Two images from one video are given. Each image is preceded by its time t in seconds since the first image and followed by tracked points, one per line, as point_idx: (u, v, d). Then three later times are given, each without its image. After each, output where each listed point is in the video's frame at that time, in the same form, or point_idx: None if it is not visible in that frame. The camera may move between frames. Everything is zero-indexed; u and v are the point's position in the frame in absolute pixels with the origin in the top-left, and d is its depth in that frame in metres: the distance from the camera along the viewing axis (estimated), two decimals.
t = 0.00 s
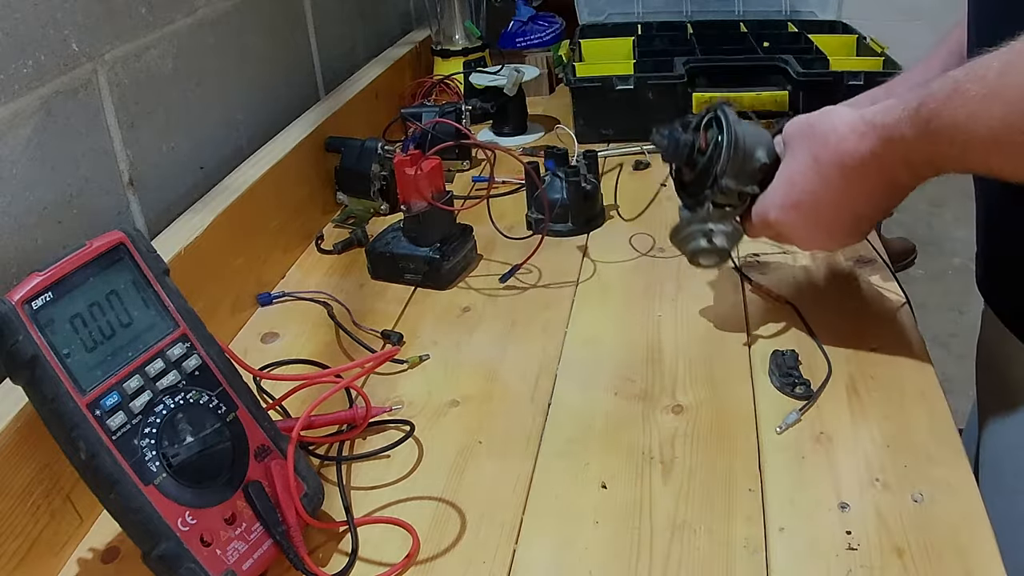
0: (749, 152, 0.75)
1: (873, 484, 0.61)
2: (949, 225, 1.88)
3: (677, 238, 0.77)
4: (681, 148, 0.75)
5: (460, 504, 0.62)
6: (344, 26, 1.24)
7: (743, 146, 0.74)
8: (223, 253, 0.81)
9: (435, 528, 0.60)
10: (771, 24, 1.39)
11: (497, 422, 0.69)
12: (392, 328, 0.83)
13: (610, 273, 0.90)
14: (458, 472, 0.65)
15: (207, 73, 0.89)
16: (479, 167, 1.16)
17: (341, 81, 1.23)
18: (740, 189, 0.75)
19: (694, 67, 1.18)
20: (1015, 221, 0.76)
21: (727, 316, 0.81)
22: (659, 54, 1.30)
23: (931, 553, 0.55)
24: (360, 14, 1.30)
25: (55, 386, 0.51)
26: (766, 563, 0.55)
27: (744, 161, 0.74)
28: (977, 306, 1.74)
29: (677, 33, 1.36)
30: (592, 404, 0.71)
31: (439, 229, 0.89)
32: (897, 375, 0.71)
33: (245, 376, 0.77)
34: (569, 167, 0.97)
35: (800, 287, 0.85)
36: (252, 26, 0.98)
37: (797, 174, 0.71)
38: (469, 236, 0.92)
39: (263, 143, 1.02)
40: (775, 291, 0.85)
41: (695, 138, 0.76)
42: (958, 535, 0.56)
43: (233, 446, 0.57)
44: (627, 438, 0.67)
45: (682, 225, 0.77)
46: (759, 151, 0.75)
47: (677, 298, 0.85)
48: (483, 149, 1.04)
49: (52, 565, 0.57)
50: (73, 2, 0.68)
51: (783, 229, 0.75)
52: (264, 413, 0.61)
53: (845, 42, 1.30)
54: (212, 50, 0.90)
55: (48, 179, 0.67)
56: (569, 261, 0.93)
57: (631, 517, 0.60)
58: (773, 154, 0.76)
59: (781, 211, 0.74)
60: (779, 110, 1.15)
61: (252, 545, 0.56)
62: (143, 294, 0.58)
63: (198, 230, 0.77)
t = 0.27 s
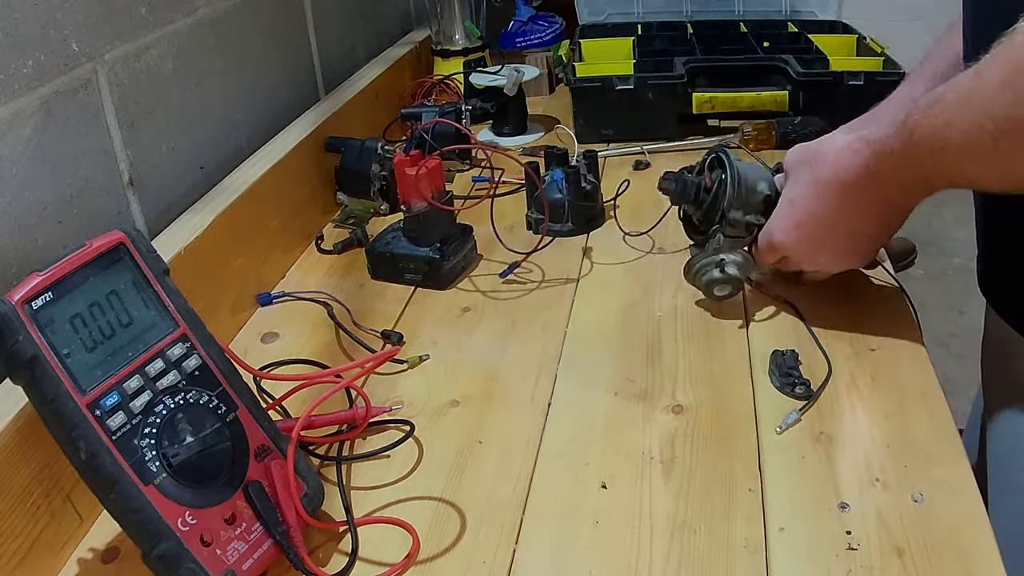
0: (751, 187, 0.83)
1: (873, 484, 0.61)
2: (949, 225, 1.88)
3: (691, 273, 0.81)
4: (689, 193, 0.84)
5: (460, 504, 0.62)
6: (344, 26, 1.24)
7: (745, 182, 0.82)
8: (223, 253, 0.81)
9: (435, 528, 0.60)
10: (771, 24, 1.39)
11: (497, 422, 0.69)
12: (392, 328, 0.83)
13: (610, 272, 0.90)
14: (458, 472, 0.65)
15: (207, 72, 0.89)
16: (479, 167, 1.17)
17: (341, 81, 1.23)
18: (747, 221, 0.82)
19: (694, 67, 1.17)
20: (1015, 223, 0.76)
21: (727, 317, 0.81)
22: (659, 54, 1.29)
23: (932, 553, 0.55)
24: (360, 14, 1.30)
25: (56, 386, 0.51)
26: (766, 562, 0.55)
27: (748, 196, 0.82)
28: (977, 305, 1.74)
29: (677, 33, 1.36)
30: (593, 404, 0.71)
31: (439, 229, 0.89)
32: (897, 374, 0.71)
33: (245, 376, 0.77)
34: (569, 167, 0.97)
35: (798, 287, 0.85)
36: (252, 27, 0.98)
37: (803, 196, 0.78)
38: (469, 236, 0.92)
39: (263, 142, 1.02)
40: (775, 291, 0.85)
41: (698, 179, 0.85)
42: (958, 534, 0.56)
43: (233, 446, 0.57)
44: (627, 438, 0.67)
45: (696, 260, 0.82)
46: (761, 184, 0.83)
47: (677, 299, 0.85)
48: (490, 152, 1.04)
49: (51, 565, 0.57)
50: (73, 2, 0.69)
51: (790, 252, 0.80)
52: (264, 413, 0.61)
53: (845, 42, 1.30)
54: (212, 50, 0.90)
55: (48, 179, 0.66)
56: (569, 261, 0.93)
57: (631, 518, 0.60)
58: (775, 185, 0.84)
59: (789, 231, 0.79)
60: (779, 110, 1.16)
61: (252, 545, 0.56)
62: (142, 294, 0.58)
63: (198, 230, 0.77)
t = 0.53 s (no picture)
0: (732, 184, 0.86)
1: (873, 484, 0.61)
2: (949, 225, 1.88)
3: (690, 274, 0.82)
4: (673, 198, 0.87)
5: (460, 504, 0.62)
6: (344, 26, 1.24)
7: (726, 180, 0.86)
8: (223, 253, 0.81)
9: (435, 528, 0.60)
10: (771, 24, 1.39)
11: (497, 422, 0.69)
12: (392, 328, 0.83)
13: (610, 272, 0.90)
14: (458, 472, 0.65)
15: (207, 72, 0.89)
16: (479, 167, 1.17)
17: (341, 81, 1.23)
18: (734, 215, 0.85)
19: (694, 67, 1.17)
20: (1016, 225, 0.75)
21: (727, 317, 0.81)
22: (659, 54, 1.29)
23: (932, 553, 0.55)
24: (360, 14, 1.30)
25: (56, 386, 0.51)
26: (766, 562, 0.55)
27: (731, 192, 0.86)
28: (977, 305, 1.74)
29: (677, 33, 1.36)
30: (593, 404, 0.71)
31: (439, 229, 0.89)
32: (897, 375, 0.71)
33: (245, 376, 0.77)
34: (569, 167, 0.97)
35: (799, 287, 0.85)
36: (252, 27, 0.98)
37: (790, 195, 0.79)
38: (469, 236, 0.92)
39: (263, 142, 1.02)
40: (775, 290, 0.85)
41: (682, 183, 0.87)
42: (957, 533, 0.56)
43: (233, 446, 0.57)
44: (627, 438, 0.67)
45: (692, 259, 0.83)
46: (740, 181, 0.87)
47: (677, 299, 0.85)
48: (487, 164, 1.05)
49: (51, 565, 0.57)
50: (73, 3, 0.69)
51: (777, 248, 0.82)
52: (264, 413, 0.61)
53: (845, 42, 1.30)
54: (212, 50, 0.90)
55: (48, 179, 0.66)
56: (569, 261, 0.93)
57: (631, 518, 0.60)
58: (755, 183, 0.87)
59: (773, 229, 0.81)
60: (779, 110, 1.16)
61: (252, 545, 0.56)
62: (142, 294, 0.58)
63: (198, 230, 0.77)
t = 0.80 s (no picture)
0: (702, 183, 0.88)
1: (873, 485, 0.61)
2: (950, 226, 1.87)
3: (683, 268, 0.83)
4: (658, 214, 0.86)
5: (460, 504, 0.62)
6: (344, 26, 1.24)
7: (695, 181, 0.88)
8: (223, 253, 0.81)
9: (435, 528, 0.60)
10: (771, 24, 1.39)
11: (497, 422, 0.69)
12: (392, 328, 0.83)
13: (610, 273, 0.90)
14: (458, 472, 0.65)
15: (207, 72, 0.89)
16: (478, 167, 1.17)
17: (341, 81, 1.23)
18: (712, 203, 0.86)
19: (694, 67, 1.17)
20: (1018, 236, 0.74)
21: (727, 317, 0.81)
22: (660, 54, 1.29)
23: (932, 554, 0.55)
24: (360, 14, 1.30)
25: (55, 386, 0.51)
26: (766, 563, 0.55)
27: (702, 189, 0.87)
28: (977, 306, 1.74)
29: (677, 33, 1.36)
30: (592, 405, 0.71)
31: (439, 229, 0.89)
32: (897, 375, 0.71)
33: (246, 376, 0.77)
34: (569, 167, 0.97)
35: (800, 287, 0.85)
36: (252, 27, 0.98)
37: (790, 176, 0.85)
38: (469, 236, 0.92)
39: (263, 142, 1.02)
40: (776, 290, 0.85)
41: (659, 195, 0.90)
42: (958, 534, 0.56)
43: (233, 446, 0.57)
44: (627, 438, 0.67)
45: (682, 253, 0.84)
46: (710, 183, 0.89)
47: (677, 299, 0.85)
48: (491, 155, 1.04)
49: (52, 565, 0.57)
50: (73, 3, 0.68)
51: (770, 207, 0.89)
52: (264, 413, 0.61)
53: (845, 42, 1.30)
54: (212, 50, 0.90)
55: (49, 179, 0.66)
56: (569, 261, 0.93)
57: (631, 518, 0.59)
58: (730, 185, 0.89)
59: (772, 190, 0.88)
60: (779, 110, 1.16)
61: (252, 545, 0.56)
62: (142, 294, 0.58)
63: (198, 230, 0.77)
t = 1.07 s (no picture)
0: (700, 182, 0.88)
1: (873, 485, 0.61)
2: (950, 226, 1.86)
3: (683, 267, 0.83)
4: (658, 214, 0.86)
5: (460, 504, 0.62)
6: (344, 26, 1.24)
7: (693, 180, 0.88)
8: (223, 253, 0.81)
9: (435, 528, 0.60)
10: (771, 24, 1.39)
11: (497, 422, 0.69)
12: (392, 328, 0.83)
13: (610, 273, 0.90)
14: (458, 472, 0.65)
15: (206, 72, 0.89)
16: (478, 167, 1.17)
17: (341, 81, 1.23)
18: (710, 203, 0.86)
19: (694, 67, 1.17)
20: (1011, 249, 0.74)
21: (727, 317, 0.81)
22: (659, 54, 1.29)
23: (932, 554, 0.55)
24: (360, 14, 1.30)
25: (55, 386, 0.51)
26: (766, 563, 0.55)
27: (700, 188, 0.87)
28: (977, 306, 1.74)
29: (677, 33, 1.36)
30: (593, 405, 0.71)
31: (439, 228, 0.89)
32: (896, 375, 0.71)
33: (245, 376, 0.77)
34: (569, 167, 0.96)
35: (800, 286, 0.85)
36: (252, 27, 0.98)
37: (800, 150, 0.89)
38: (469, 236, 0.92)
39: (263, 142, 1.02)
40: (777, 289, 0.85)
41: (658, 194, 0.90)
42: (957, 533, 0.56)
43: (233, 446, 0.57)
44: (627, 438, 0.67)
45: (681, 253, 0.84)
46: (709, 181, 0.89)
47: (677, 299, 0.85)
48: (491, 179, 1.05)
49: (51, 565, 0.57)
50: (73, 2, 0.69)
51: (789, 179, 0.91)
52: (264, 413, 0.61)
53: (845, 42, 1.30)
54: (212, 50, 0.90)
55: (48, 179, 0.66)
56: (568, 261, 0.93)
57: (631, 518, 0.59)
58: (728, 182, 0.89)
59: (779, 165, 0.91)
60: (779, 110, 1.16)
61: (252, 545, 0.56)
62: (142, 294, 0.58)
63: (198, 230, 0.77)
